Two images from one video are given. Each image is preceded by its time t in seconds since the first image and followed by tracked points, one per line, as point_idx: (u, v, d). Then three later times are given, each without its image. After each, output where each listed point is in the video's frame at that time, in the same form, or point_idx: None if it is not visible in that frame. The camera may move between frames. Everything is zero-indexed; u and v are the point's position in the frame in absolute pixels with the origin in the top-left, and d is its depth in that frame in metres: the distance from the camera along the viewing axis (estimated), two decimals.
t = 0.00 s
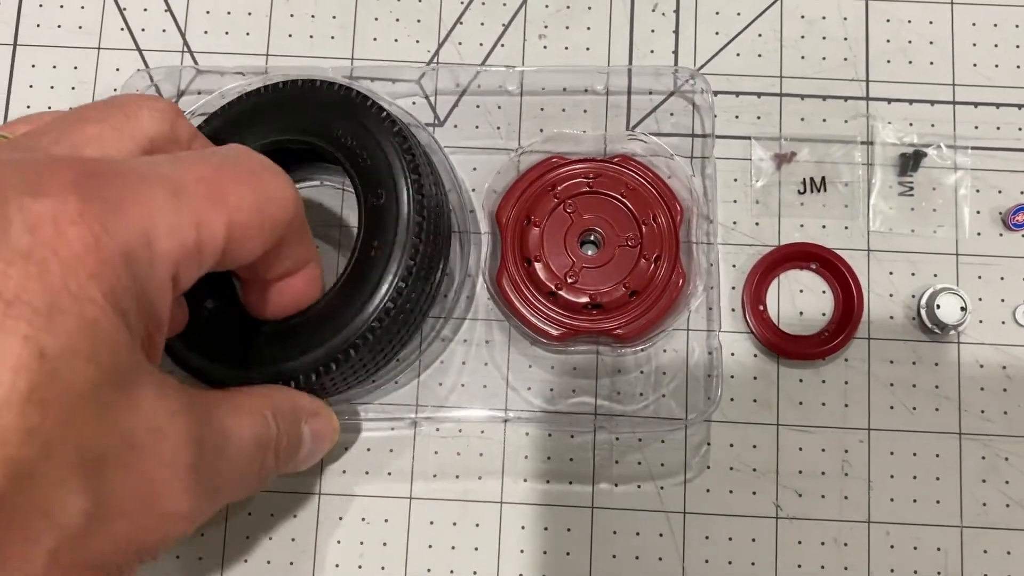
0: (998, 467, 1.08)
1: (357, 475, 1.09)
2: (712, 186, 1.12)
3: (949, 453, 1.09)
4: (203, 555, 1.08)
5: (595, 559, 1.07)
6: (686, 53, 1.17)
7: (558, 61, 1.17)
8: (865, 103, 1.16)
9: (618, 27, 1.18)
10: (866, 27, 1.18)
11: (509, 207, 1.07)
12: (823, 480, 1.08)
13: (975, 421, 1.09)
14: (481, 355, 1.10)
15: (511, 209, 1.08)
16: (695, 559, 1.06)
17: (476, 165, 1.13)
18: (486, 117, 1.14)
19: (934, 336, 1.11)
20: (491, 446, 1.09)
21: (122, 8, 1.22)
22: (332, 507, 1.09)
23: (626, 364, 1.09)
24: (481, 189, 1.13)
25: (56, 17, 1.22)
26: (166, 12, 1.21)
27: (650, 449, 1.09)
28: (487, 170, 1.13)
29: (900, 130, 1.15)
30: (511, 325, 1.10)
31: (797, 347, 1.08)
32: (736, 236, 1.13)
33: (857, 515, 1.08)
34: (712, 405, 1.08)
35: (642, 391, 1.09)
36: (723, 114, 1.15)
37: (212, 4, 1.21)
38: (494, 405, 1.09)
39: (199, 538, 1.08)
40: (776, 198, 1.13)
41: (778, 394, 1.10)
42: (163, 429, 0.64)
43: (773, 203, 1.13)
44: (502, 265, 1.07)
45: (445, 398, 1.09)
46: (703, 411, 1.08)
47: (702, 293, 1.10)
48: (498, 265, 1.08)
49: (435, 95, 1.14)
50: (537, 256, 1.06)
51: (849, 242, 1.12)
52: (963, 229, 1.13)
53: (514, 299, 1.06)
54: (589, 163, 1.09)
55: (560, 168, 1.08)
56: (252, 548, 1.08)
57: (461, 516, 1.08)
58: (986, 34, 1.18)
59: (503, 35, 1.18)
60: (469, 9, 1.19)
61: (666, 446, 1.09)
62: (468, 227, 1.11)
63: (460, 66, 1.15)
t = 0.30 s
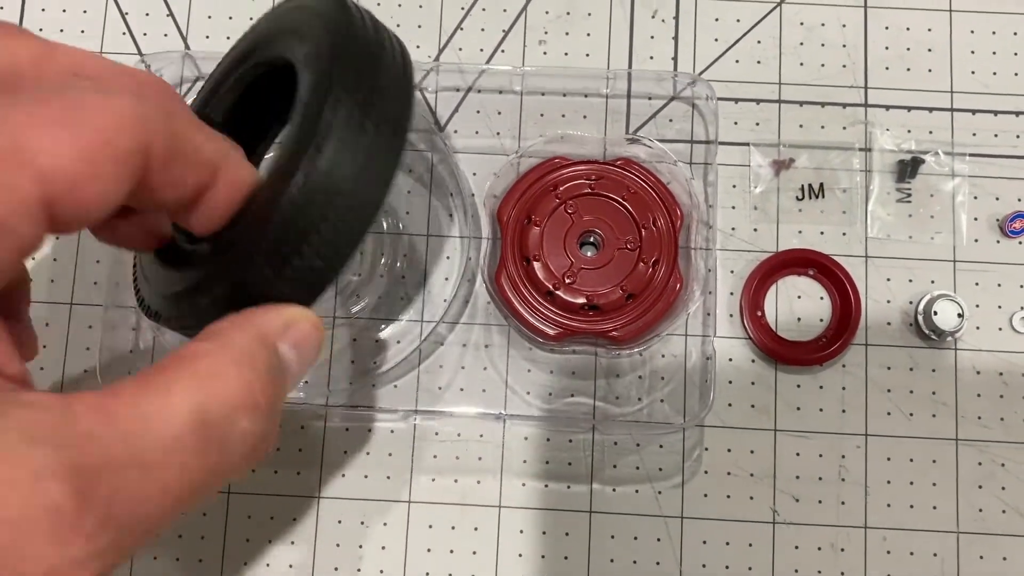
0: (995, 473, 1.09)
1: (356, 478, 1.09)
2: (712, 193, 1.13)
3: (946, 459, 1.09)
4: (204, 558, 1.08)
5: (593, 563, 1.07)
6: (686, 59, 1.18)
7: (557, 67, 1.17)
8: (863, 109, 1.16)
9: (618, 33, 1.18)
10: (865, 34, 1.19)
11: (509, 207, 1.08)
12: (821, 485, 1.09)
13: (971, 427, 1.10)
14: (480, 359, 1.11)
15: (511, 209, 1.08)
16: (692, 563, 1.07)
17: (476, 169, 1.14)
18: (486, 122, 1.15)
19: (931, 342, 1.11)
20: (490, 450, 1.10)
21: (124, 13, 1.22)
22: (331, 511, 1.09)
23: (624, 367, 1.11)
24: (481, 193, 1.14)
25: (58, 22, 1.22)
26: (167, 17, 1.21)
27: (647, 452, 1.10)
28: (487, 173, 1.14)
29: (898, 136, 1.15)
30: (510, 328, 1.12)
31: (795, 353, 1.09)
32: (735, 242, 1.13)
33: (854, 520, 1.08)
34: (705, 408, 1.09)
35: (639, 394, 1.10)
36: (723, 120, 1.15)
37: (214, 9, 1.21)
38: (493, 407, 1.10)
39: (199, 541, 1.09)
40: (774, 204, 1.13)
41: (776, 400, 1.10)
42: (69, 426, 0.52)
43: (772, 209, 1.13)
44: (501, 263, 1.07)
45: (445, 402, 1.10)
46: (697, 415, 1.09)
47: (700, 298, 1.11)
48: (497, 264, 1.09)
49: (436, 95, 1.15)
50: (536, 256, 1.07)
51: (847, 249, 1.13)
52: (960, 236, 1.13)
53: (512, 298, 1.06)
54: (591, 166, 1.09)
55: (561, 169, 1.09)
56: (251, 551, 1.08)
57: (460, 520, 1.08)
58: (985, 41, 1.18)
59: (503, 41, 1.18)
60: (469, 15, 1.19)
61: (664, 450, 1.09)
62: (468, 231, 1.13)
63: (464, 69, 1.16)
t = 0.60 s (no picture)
0: (981, 482, 1.12)
1: (358, 485, 1.12)
2: (706, 208, 1.16)
3: (934, 468, 1.12)
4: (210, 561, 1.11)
5: (589, 568, 1.10)
6: (682, 76, 1.21)
7: (556, 84, 1.20)
8: (855, 126, 1.19)
9: (616, 51, 1.21)
10: (857, 53, 1.22)
11: (509, 220, 1.10)
12: (811, 493, 1.12)
13: (958, 437, 1.12)
14: (479, 368, 1.14)
15: (511, 222, 1.10)
16: (685, 569, 1.10)
17: (475, 183, 1.17)
18: (485, 136, 1.17)
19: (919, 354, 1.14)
20: (489, 458, 1.13)
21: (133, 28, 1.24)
22: (334, 516, 1.11)
23: (619, 378, 1.14)
24: (481, 207, 1.16)
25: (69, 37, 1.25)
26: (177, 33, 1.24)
27: (642, 461, 1.12)
28: (485, 187, 1.17)
29: (889, 153, 1.18)
30: (509, 338, 1.14)
31: (788, 364, 1.12)
32: (729, 255, 1.16)
33: (843, 527, 1.11)
34: (699, 418, 1.13)
35: (634, 404, 1.13)
36: (718, 136, 1.18)
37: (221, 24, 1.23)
38: (492, 417, 1.13)
39: (205, 546, 1.12)
40: (767, 218, 1.16)
41: (768, 409, 1.13)
42: None
43: (764, 223, 1.16)
44: (500, 275, 1.09)
45: (445, 411, 1.13)
46: (691, 425, 1.12)
47: (694, 311, 1.14)
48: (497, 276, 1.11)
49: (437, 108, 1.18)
50: (535, 269, 1.10)
51: (838, 262, 1.15)
52: (949, 250, 1.16)
53: (513, 311, 1.08)
54: (588, 181, 1.12)
55: (561, 184, 1.11)
56: (257, 555, 1.11)
57: (459, 526, 1.11)
58: (974, 59, 1.21)
59: (503, 58, 1.21)
60: (471, 32, 1.22)
61: (659, 458, 1.12)
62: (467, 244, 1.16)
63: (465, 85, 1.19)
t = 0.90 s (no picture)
0: (970, 481, 1.19)
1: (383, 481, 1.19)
2: (712, 221, 1.23)
3: (926, 468, 1.19)
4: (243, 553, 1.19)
5: (601, 561, 1.18)
6: (689, 97, 1.27)
7: (571, 104, 1.27)
8: (853, 145, 1.26)
9: (627, 73, 1.28)
10: (855, 75, 1.28)
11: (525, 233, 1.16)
12: (810, 491, 1.18)
13: (949, 439, 1.19)
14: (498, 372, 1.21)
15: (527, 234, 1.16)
16: (692, 561, 1.17)
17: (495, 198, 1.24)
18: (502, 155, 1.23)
19: (913, 360, 1.21)
20: (507, 456, 1.20)
21: (171, 49, 1.30)
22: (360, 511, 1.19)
23: (629, 382, 1.21)
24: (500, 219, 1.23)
25: (109, 57, 1.31)
26: (211, 53, 1.29)
27: (651, 460, 1.19)
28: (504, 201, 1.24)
29: (885, 170, 1.25)
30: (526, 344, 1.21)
31: (789, 369, 1.18)
32: (733, 266, 1.23)
33: (840, 523, 1.18)
34: (705, 421, 1.19)
35: (644, 406, 1.20)
36: (723, 154, 1.25)
37: (253, 45, 1.30)
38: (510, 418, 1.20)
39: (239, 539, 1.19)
40: (769, 232, 1.23)
41: (770, 412, 1.20)
42: None
43: (767, 237, 1.23)
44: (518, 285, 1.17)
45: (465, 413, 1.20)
46: (697, 426, 1.19)
47: (700, 319, 1.21)
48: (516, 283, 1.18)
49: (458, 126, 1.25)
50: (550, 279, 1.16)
51: (836, 274, 1.22)
52: (941, 262, 1.23)
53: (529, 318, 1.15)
54: (601, 197, 1.18)
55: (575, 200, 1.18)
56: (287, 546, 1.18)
57: (479, 520, 1.18)
58: (966, 82, 1.28)
59: (521, 79, 1.28)
60: (490, 54, 1.29)
61: (667, 458, 1.19)
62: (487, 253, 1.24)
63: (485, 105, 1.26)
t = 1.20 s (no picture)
0: (951, 448, 1.31)
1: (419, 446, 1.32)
2: (718, 212, 1.35)
3: (910, 436, 1.31)
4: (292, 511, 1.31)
5: (616, 518, 1.30)
6: (697, 99, 1.40)
7: (589, 105, 1.39)
8: (846, 143, 1.38)
9: (641, 77, 1.41)
10: (849, 80, 1.41)
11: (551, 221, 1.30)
12: (806, 456, 1.31)
13: (932, 410, 1.32)
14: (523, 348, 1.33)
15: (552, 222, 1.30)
16: (698, 519, 1.30)
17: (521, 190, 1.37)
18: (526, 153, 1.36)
19: (899, 338, 1.33)
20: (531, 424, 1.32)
21: (224, 54, 1.43)
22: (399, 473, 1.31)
23: (642, 356, 1.32)
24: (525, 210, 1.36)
25: (169, 60, 1.43)
26: (261, 57, 1.42)
27: (662, 428, 1.32)
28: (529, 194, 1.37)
29: (875, 166, 1.38)
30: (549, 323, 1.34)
31: (786, 346, 1.30)
32: (737, 253, 1.35)
33: (833, 486, 1.30)
34: (711, 391, 1.32)
35: (655, 378, 1.32)
36: (728, 151, 1.38)
37: (300, 50, 1.42)
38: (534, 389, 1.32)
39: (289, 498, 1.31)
40: (770, 222, 1.36)
41: (770, 384, 1.32)
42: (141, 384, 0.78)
43: (768, 226, 1.35)
44: (543, 269, 1.30)
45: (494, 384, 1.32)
46: (704, 397, 1.31)
47: (707, 301, 1.33)
48: (540, 268, 1.32)
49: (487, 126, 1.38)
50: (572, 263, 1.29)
51: (830, 260, 1.35)
52: (925, 250, 1.35)
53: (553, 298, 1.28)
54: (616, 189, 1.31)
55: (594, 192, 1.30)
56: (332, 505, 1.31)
57: (505, 481, 1.31)
58: (949, 86, 1.40)
59: (544, 82, 1.41)
60: (516, 60, 1.42)
61: (676, 426, 1.32)
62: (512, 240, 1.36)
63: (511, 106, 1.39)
